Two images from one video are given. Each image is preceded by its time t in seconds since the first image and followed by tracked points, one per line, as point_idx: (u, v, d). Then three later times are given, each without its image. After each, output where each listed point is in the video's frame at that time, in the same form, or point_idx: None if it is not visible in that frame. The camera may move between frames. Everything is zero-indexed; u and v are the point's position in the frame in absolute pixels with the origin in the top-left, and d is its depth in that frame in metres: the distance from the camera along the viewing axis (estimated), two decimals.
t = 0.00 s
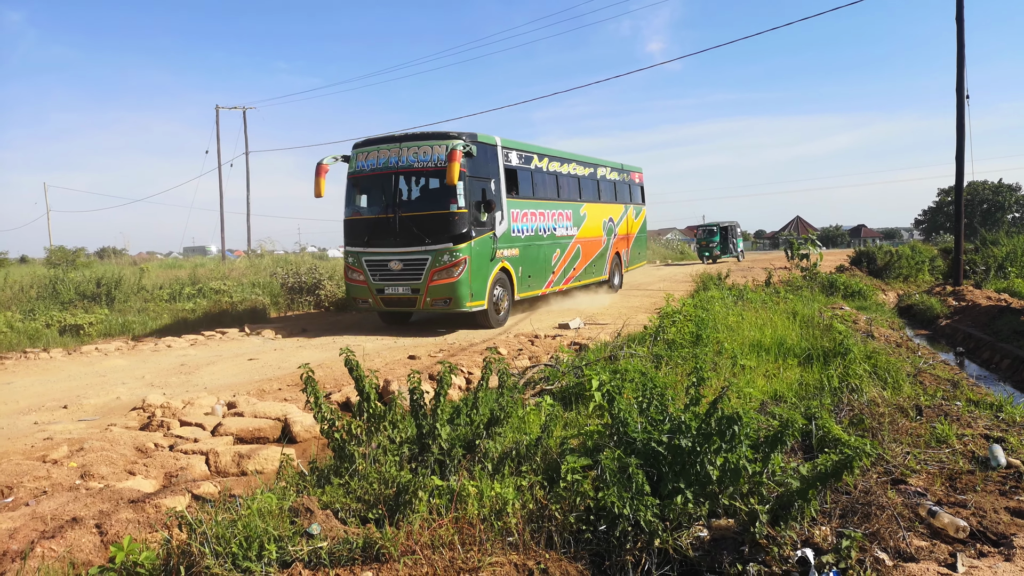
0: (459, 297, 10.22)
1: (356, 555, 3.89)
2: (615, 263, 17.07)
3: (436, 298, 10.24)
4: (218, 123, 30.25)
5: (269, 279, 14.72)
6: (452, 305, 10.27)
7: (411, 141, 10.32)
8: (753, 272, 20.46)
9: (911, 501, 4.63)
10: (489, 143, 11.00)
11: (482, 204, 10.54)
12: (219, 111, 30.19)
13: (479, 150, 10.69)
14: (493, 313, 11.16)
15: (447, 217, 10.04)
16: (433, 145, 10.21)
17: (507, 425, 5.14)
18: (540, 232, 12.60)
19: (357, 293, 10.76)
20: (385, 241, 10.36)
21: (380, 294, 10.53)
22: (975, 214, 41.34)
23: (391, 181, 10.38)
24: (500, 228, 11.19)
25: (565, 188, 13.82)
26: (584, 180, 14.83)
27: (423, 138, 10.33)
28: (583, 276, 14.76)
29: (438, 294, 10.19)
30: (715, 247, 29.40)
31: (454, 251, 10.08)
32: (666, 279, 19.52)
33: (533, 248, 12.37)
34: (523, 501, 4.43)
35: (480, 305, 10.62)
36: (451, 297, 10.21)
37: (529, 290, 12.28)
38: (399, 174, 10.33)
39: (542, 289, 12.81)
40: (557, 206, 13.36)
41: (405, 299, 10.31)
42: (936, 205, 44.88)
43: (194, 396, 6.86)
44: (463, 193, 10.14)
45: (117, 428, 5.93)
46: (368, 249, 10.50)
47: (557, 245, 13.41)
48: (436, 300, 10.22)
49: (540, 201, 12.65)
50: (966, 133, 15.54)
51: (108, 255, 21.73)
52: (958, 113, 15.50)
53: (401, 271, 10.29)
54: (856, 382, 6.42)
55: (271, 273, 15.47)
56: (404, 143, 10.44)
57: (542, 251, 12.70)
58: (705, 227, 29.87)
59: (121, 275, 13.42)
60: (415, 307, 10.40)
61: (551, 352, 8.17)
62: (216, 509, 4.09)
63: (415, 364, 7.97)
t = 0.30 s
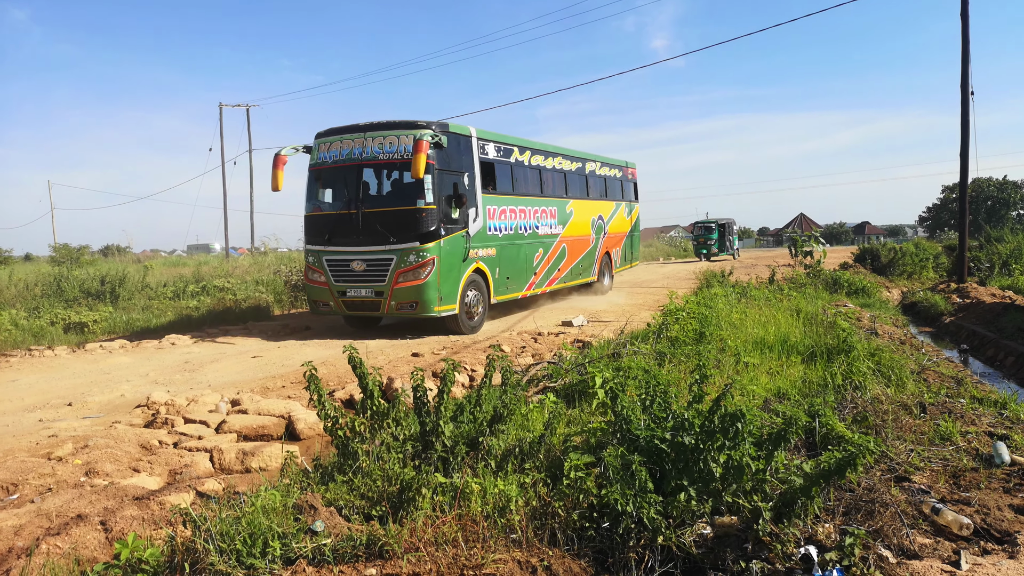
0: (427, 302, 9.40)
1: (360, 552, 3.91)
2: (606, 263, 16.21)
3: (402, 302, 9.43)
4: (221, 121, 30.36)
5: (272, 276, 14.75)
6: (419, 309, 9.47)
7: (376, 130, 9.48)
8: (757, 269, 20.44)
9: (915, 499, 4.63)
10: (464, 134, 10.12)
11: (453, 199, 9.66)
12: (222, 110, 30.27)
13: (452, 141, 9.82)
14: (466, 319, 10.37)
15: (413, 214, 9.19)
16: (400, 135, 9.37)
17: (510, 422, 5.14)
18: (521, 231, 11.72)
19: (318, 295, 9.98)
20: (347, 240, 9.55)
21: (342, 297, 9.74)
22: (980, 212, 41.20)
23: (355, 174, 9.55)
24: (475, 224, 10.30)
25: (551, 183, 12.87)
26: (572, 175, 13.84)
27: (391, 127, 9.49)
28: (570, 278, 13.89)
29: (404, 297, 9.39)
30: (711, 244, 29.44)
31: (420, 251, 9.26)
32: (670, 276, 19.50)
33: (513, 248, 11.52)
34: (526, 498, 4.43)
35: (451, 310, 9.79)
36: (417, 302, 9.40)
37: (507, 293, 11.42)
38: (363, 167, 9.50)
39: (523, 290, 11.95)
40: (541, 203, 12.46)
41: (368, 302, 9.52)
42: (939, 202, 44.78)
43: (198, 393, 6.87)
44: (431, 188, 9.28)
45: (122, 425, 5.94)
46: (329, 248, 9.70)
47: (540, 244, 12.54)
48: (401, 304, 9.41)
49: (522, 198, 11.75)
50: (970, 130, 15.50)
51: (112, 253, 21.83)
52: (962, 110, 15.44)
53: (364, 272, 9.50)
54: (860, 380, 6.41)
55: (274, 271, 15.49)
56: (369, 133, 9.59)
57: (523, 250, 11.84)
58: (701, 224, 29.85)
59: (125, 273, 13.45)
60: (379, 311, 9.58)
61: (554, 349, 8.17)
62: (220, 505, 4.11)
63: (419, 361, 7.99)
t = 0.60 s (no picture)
0: (383, 308, 9.10)
1: (363, 552, 3.91)
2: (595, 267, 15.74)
3: (356, 308, 9.12)
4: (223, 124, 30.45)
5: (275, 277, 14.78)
6: (375, 316, 9.16)
7: (332, 124, 9.19)
8: (761, 270, 20.38)
9: (918, 499, 4.62)
10: (426, 128, 9.81)
11: (413, 196, 9.42)
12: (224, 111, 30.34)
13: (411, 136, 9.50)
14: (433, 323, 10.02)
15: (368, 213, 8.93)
16: (356, 129, 9.08)
17: (512, 423, 5.15)
18: (495, 231, 11.48)
19: (269, 300, 9.65)
20: (300, 242, 9.25)
21: (293, 303, 9.43)
22: (983, 211, 41.09)
23: (309, 170, 9.24)
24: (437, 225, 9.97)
25: (529, 181, 12.51)
26: (554, 174, 13.43)
27: (347, 121, 9.20)
28: (552, 281, 13.62)
29: (359, 303, 9.09)
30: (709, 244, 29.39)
31: (376, 254, 8.97)
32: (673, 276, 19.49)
33: (483, 250, 11.16)
34: (529, 499, 4.44)
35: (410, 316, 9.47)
36: (373, 307, 9.10)
37: (480, 298, 11.21)
38: (317, 163, 9.20)
39: (495, 295, 11.60)
40: (519, 202, 12.20)
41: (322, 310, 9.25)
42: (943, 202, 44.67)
43: (201, 394, 6.88)
44: (390, 184, 9.01)
45: (125, 426, 5.96)
46: (280, 250, 9.40)
47: (516, 245, 12.15)
48: (356, 310, 9.11)
49: (497, 197, 11.51)
50: (973, 130, 15.47)
51: (116, 255, 21.89)
52: (965, 109, 15.42)
53: (315, 276, 9.19)
54: (863, 380, 6.40)
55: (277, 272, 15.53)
56: (325, 127, 9.29)
57: (495, 253, 11.48)
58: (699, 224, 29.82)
59: (129, 274, 13.48)
60: (333, 318, 9.30)
61: (557, 350, 8.18)
62: (224, 506, 4.12)
63: (421, 361, 8.00)
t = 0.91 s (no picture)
0: (333, 309, 8.30)
1: (369, 551, 3.92)
2: (584, 270, 15.06)
3: (303, 309, 8.29)
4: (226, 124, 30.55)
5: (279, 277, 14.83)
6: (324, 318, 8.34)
7: (280, 108, 8.43)
8: (766, 269, 20.34)
9: (924, 498, 4.61)
10: (387, 114, 9.06)
11: (369, 188, 8.64)
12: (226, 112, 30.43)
13: (368, 122, 8.73)
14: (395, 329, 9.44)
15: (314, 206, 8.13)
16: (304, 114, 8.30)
17: (518, 422, 5.15)
18: (467, 228, 10.72)
19: (212, 301, 8.82)
20: (244, 236, 8.45)
21: (237, 304, 8.63)
22: (989, 210, 40.91)
23: (254, 159, 8.46)
24: (398, 219, 9.21)
25: (510, 177, 11.88)
26: (539, 169, 12.82)
27: (297, 105, 8.44)
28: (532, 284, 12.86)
29: (306, 305, 8.26)
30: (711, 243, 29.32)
31: (325, 249, 8.17)
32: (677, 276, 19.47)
33: (454, 249, 10.43)
34: (534, 498, 4.45)
35: (364, 318, 8.66)
36: (321, 308, 8.28)
37: (449, 300, 10.44)
38: (263, 151, 8.42)
39: (467, 297, 10.87)
40: (497, 198, 11.49)
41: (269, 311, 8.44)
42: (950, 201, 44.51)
43: (207, 394, 6.90)
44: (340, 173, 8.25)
45: (132, 426, 5.98)
46: (223, 245, 8.61)
47: (494, 244, 11.47)
48: (303, 312, 8.28)
49: (470, 191, 10.77)
50: (979, 128, 15.42)
51: (122, 255, 22.00)
52: (971, 108, 15.36)
53: (260, 274, 8.39)
54: (869, 379, 6.39)
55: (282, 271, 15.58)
56: (272, 111, 8.52)
57: (469, 252, 10.78)
58: (698, 223, 29.73)
59: (134, 274, 13.54)
60: (279, 320, 8.48)
61: (562, 349, 8.18)
62: (230, 505, 4.13)
63: (426, 361, 8.00)
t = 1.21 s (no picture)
0: (284, 317, 7.77)
1: (383, 553, 3.93)
2: (575, 274, 14.68)
3: (251, 318, 7.78)
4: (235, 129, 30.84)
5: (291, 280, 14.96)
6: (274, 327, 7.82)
7: (223, 99, 7.97)
8: (779, 269, 20.26)
9: (941, 500, 4.57)
10: (343, 104, 8.62)
11: (323, 183, 8.17)
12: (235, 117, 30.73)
13: (319, 112, 8.27)
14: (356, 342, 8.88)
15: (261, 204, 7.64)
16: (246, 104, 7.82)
17: (531, 424, 5.15)
18: (440, 227, 10.34)
19: (159, 311, 8.37)
20: (187, 240, 7.98)
21: (182, 313, 8.14)
22: (1003, 208, 40.49)
23: (197, 154, 8.00)
24: (361, 219, 8.79)
25: (489, 173, 11.55)
26: (522, 166, 12.51)
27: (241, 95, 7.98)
28: (516, 287, 12.46)
29: (255, 312, 7.75)
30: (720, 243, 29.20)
31: (272, 251, 7.65)
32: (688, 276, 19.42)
33: (428, 251, 10.06)
34: (548, 501, 4.45)
35: (319, 326, 8.13)
36: (270, 316, 7.75)
37: (422, 306, 10.06)
38: (207, 146, 7.96)
39: (443, 301, 10.49)
40: (475, 196, 11.13)
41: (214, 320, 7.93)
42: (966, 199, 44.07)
43: (221, 397, 6.94)
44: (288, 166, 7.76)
45: (148, 429, 6.03)
46: (167, 250, 8.15)
47: (472, 245, 11.11)
48: (252, 320, 7.77)
49: (446, 189, 10.45)
50: (994, 126, 15.28)
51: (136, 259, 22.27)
52: (986, 105, 15.23)
53: (205, 280, 7.90)
54: (885, 380, 6.35)
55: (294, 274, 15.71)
56: (216, 103, 8.07)
57: (445, 253, 10.42)
58: (705, 224, 29.63)
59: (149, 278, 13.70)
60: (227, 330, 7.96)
61: (574, 351, 8.17)
62: (245, 508, 4.16)
63: (438, 364, 8.01)
